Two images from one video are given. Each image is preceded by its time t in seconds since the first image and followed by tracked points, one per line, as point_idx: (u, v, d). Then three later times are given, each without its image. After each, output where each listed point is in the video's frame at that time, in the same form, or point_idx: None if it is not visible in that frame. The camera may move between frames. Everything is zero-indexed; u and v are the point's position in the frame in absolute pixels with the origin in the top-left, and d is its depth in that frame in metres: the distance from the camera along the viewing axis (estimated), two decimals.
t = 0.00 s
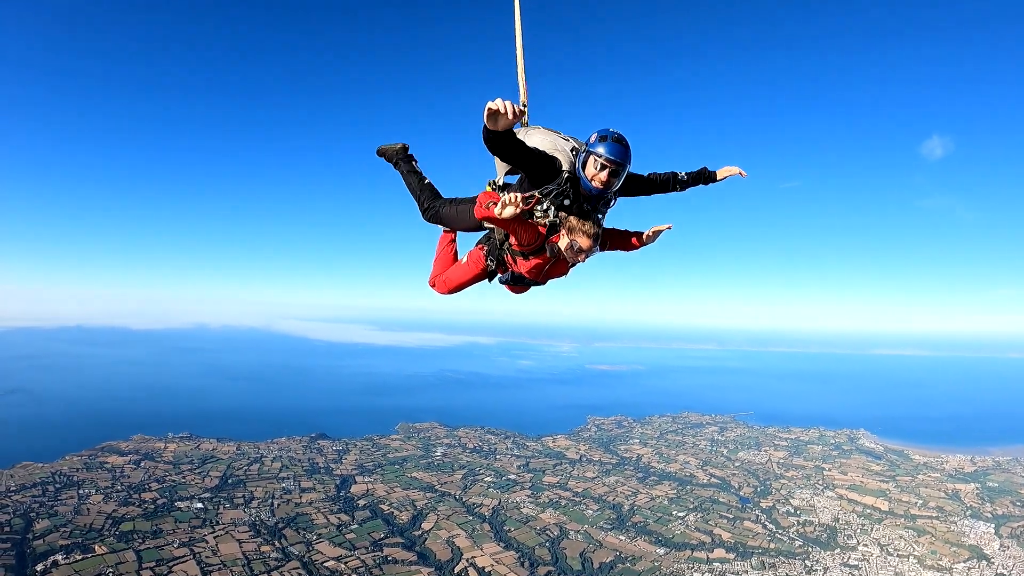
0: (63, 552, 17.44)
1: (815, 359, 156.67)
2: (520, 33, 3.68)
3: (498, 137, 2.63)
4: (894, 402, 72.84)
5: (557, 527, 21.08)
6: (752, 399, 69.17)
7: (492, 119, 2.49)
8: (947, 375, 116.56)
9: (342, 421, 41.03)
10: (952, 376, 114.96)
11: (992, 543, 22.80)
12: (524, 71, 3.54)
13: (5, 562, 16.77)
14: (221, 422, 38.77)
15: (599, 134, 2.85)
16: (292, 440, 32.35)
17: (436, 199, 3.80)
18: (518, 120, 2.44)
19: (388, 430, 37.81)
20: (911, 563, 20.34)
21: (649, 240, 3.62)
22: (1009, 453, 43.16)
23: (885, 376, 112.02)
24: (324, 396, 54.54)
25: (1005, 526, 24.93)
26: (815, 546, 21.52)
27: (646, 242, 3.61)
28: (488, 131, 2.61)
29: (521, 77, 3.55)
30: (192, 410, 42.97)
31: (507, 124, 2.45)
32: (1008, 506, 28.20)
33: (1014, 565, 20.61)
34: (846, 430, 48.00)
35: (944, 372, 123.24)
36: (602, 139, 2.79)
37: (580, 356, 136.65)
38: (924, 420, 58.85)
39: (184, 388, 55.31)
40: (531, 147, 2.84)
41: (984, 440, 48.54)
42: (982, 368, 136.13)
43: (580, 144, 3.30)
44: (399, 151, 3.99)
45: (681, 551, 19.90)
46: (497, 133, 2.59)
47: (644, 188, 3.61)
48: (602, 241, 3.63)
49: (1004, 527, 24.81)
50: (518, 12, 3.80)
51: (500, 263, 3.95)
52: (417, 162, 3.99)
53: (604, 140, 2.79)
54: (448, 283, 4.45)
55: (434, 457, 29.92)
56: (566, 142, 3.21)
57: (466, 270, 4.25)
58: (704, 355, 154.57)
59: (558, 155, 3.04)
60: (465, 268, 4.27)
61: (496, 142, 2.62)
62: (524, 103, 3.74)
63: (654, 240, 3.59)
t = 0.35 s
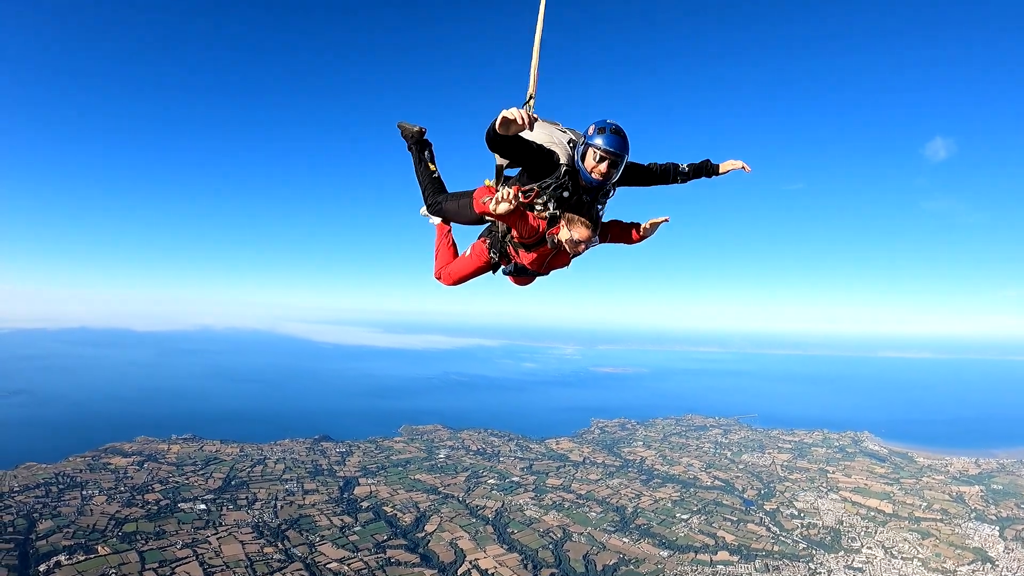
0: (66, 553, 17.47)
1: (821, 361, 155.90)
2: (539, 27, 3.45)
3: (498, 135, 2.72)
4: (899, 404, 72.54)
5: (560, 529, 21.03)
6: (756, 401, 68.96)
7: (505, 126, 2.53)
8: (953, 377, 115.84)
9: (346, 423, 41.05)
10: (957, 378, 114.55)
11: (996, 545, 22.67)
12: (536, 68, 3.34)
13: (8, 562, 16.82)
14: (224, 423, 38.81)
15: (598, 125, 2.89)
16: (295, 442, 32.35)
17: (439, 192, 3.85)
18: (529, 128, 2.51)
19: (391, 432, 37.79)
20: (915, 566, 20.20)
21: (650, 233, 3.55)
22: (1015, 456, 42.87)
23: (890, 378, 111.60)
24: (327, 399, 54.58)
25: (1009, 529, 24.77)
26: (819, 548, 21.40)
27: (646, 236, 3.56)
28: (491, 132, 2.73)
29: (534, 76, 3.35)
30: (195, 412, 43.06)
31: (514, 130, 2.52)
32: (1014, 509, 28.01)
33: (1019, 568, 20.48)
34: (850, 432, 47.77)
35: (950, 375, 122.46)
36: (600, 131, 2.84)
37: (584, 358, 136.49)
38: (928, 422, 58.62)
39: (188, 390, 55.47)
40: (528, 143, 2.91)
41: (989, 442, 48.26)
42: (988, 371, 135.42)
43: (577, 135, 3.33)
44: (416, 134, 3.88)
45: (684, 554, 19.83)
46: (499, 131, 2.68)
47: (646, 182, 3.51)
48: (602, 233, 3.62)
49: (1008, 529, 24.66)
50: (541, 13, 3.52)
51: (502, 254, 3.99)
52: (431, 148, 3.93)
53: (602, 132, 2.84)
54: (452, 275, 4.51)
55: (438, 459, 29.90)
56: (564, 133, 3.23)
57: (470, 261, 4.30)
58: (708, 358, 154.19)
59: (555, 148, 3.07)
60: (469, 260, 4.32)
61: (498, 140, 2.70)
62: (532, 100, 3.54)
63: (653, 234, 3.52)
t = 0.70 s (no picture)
0: (69, 553, 17.50)
1: (825, 364, 155.47)
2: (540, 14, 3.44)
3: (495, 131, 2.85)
4: (903, 406, 72.26)
5: (563, 531, 21.00)
6: (760, 404, 68.74)
7: (510, 127, 2.60)
8: (959, 380, 115.33)
9: (348, 425, 41.02)
10: (961, 381, 114.07)
11: (1000, 547, 22.56)
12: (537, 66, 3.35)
13: (11, 562, 16.86)
14: (227, 425, 38.86)
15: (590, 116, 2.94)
16: (298, 443, 32.39)
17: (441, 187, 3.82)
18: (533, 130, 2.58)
19: (394, 434, 37.78)
20: (919, 568, 20.12)
21: (649, 223, 3.48)
22: (1019, 458, 42.66)
23: (894, 380, 111.25)
24: (330, 400, 54.60)
25: (1013, 531, 24.64)
26: (822, 550, 21.33)
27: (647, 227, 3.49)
28: (488, 131, 2.94)
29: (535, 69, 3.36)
30: (199, 413, 43.12)
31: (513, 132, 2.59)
32: (1018, 511, 27.86)
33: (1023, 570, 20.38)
34: (854, 434, 47.60)
35: (955, 377, 121.93)
36: (594, 123, 2.87)
37: (587, 361, 136.38)
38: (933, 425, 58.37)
39: (191, 391, 55.54)
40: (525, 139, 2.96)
41: (994, 445, 48.03)
42: (992, 373, 134.75)
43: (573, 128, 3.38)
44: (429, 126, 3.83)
45: (688, 556, 19.79)
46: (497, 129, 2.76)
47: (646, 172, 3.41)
48: (602, 225, 3.45)
49: (1013, 532, 24.54)
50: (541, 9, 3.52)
51: (502, 247, 3.93)
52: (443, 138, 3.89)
53: (597, 123, 2.87)
54: (454, 269, 4.43)
55: (441, 461, 29.89)
56: (559, 127, 3.28)
57: (472, 256, 4.23)
58: (710, 360, 153.91)
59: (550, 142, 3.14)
60: (471, 255, 4.24)
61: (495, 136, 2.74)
62: (535, 96, 3.59)
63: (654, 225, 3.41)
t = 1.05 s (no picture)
0: (71, 553, 17.53)
1: (829, 367, 154.90)
2: (537, 9, 3.63)
3: (491, 126, 2.91)
4: (908, 409, 71.97)
5: (566, 533, 20.97)
6: (764, 406, 68.53)
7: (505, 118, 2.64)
8: (964, 383, 114.65)
9: (352, 427, 41.04)
10: (966, 383, 113.54)
11: (1004, 550, 22.46)
12: (534, 60, 3.53)
13: (14, 562, 16.91)
14: (230, 427, 38.90)
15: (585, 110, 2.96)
16: (301, 445, 32.45)
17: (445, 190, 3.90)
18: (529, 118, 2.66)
19: (397, 436, 37.77)
20: (923, 570, 20.02)
21: (649, 219, 3.61)
22: None
23: (898, 383, 110.77)
24: (333, 402, 54.59)
25: (1019, 534, 24.50)
26: (826, 553, 21.25)
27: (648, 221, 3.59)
28: (484, 125, 2.94)
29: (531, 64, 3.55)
30: (203, 415, 43.20)
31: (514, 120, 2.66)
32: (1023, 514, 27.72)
33: None
34: (858, 437, 47.43)
35: (959, 380, 121.28)
36: (588, 118, 2.88)
37: (590, 363, 136.30)
38: (938, 427, 58.12)
39: (194, 393, 55.63)
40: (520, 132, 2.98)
41: (999, 447, 47.80)
42: (997, 375, 134.11)
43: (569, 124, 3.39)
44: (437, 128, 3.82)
45: (691, 559, 19.75)
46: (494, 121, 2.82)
47: (645, 167, 3.46)
48: (600, 220, 3.65)
49: (1018, 534, 24.41)
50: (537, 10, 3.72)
51: (502, 244, 4.00)
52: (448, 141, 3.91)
53: (590, 117, 2.87)
54: (454, 262, 4.52)
55: (444, 463, 29.88)
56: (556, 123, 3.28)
57: (472, 250, 4.31)
58: (714, 362, 153.63)
59: (547, 137, 3.13)
60: (472, 249, 4.32)
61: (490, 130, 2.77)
62: (530, 92, 3.78)
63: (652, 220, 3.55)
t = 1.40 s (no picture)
0: (74, 553, 17.59)
1: (834, 369, 154.24)
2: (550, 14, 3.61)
3: (484, 127, 2.99)
4: (911, 411, 71.75)
5: (569, 535, 20.94)
6: (767, 409, 68.35)
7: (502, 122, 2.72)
8: (969, 385, 113.99)
9: (355, 429, 41.05)
10: (970, 385, 113.03)
11: (1008, 552, 22.37)
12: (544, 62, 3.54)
13: (17, 561, 16.97)
14: (233, 428, 38.94)
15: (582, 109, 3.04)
16: (304, 446, 32.49)
17: (447, 198, 4.04)
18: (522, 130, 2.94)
19: (400, 438, 37.77)
20: (927, 573, 19.95)
21: (649, 215, 3.68)
22: None
23: (902, 385, 110.36)
24: (336, 404, 54.57)
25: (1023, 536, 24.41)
26: (829, 556, 21.17)
27: (646, 218, 3.68)
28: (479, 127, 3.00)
29: (543, 64, 3.56)
30: (206, 416, 43.27)
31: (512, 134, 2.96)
32: None
33: None
34: (862, 439, 47.26)
35: (965, 382, 120.55)
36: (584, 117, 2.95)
37: (593, 365, 136.18)
38: (942, 430, 57.90)
39: (197, 394, 55.69)
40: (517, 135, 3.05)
41: (1004, 450, 47.59)
42: (1001, 378, 133.57)
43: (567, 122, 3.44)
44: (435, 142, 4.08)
45: (694, 561, 19.72)
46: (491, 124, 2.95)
47: (644, 164, 3.54)
48: (599, 218, 3.74)
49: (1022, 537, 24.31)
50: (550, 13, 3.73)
51: (503, 245, 4.09)
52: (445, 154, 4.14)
53: (588, 117, 2.96)
54: (457, 257, 4.63)
55: (447, 465, 29.89)
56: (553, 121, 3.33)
57: (474, 248, 4.41)
58: (717, 365, 153.37)
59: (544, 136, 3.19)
60: (473, 247, 4.42)
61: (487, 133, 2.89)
62: (540, 93, 3.78)
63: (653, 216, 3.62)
